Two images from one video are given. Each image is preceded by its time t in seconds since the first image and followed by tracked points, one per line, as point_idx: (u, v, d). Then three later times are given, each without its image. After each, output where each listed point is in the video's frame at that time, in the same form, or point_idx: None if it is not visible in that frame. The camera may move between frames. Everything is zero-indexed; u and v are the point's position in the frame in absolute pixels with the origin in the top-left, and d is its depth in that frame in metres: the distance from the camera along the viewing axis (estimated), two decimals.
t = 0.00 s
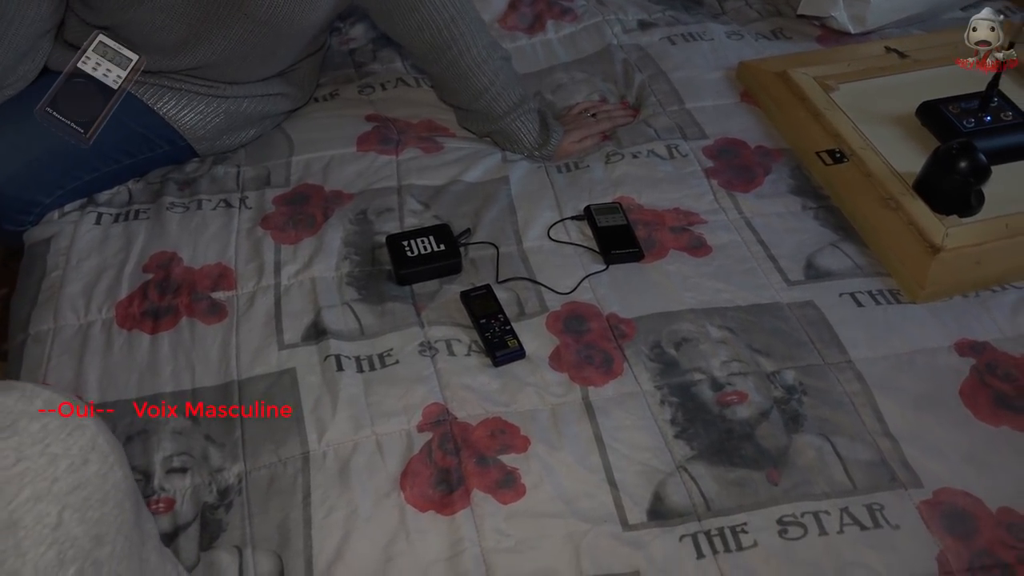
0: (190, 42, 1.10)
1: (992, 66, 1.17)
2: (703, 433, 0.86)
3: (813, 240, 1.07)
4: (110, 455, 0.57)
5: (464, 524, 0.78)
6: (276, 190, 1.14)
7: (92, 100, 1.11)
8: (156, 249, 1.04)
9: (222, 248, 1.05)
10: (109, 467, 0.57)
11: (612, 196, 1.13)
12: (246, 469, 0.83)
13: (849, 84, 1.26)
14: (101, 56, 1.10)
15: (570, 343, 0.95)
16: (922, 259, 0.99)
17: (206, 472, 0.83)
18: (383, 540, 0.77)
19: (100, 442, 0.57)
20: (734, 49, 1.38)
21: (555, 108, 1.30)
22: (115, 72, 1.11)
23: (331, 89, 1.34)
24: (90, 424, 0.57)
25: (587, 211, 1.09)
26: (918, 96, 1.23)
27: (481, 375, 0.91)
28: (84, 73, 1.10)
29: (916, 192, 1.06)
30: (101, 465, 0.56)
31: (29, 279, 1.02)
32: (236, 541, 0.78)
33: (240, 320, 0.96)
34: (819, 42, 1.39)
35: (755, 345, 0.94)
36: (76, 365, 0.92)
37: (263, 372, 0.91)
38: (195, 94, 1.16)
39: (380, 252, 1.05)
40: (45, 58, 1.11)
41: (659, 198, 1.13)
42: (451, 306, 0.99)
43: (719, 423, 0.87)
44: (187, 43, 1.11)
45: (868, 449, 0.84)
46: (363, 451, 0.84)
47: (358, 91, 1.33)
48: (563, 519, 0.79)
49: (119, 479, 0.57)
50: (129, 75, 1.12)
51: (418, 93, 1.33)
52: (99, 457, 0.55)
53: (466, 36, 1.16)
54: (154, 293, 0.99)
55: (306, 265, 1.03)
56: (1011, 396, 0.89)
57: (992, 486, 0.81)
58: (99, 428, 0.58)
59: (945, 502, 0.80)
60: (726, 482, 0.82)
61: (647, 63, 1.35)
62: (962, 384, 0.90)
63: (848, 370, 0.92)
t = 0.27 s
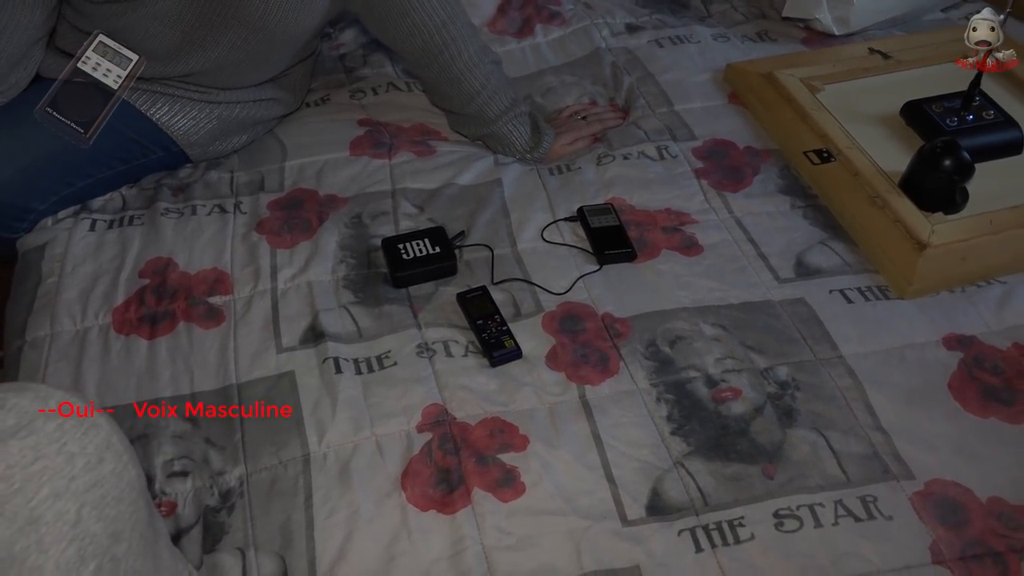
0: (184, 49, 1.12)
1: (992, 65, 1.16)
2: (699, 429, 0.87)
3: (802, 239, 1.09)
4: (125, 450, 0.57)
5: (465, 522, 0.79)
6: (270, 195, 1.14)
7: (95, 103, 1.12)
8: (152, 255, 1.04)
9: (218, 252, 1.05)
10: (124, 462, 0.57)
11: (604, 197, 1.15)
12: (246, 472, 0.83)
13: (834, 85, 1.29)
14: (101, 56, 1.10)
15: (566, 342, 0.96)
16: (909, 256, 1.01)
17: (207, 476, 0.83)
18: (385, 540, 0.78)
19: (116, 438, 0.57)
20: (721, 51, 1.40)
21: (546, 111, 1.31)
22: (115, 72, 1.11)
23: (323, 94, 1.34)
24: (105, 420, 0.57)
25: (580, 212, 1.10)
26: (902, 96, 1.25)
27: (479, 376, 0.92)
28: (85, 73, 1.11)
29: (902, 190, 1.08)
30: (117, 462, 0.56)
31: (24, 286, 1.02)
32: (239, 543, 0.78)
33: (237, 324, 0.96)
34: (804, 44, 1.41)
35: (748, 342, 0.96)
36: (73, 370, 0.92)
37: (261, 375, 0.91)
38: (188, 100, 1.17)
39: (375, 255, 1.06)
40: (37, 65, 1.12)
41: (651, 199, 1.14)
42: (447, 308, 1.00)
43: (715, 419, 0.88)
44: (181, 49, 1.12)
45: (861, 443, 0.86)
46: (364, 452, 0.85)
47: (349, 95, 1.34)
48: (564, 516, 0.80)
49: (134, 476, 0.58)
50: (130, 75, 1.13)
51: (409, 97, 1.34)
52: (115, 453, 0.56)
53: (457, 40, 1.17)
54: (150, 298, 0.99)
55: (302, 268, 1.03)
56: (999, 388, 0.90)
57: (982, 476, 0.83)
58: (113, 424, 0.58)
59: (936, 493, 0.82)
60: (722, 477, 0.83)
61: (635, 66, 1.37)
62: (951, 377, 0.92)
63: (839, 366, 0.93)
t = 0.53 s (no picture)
0: (172, 53, 1.11)
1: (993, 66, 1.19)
2: (693, 425, 0.88)
3: (791, 235, 1.10)
4: (124, 450, 0.57)
5: (462, 521, 0.80)
6: (260, 199, 1.14)
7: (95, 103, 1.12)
8: (143, 260, 1.04)
9: (209, 256, 1.05)
10: (124, 462, 0.57)
11: (594, 197, 1.15)
12: (242, 475, 0.83)
13: (819, 84, 1.30)
14: (101, 56, 1.10)
15: (559, 341, 0.96)
16: (896, 251, 1.02)
17: (202, 479, 0.83)
18: (382, 540, 0.78)
19: (115, 438, 0.57)
20: (707, 51, 1.41)
21: (534, 112, 1.32)
22: (115, 72, 1.11)
23: (311, 98, 1.34)
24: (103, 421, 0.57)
25: (570, 212, 1.11)
26: (886, 94, 1.27)
27: (473, 375, 0.92)
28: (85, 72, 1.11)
29: (888, 186, 1.10)
30: (116, 462, 0.56)
31: (14, 292, 1.01)
32: (235, 545, 0.78)
33: (230, 328, 0.96)
34: (789, 43, 1.42)
35: (739, 338, 0.97)
36: (66, 376, 0.92)
37: (255, 378, 0.91)
38: (177, 105, 1.16)
39: (367, 257, 1.06)
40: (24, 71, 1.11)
41: (640, 198, 1.15)
42: (440, 308, 1.00)
43: (708, 415, 0.89)
44: (169, 54, 1.12)
45: (852, 436, 0.87)
46: (359, 453, 0.85)
47: (338, 98, 1.34)
48: (560, 513, 0.81)
49: (134, 476, 0.58)
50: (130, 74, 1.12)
51: (398, 100, 1.34)
52: (114, 454, 0.56)
53: (446, 42, 1.17)
54: (142, 303, 0.99)
55: (294, 271, 1.03)
56: (987, 380, 0.92)
57: (972, 466, 0.84)
58: (111, 425, 0.58)
59: (927, 484, 0.83)
60: (716, 472, 0.84)
61: (622, 66, 1.38)
62: (940, 370, 0.93)
63: (829, 360, 0.94)
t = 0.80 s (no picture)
0: (163, 56, 1.11)
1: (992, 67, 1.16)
2: (686, 424, 0.88)
3: (782, 235, 1.11)
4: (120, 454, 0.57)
5: (457, 522, 0.80)
6: (253, 201, 1.14)
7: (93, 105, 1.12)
8: (135, 263, 1.04)
9: (202, 259, 1.05)
10: (119, 466, 0.58)
11: (586, 198, 1.16)
12: (237, 478, 0.83)
13: (809, 85, 1.31)
14: (101, 56, 1.10)
15: (553, 342, 0.96)
16: (886, 250, 1.03)
17: (197, 482, 0.83)
18: (378, 541, 0.78)
19: (110, 442, 0.57)
20: (697, 52, 1.41)
21: (525, 113, 1.32)
22: (115, 72, 1.10)
23: (303, 100, 1.34)
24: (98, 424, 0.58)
25: (562, 213, 1.11)
26: (874, 94, 1.28)
27: (467, 376, 0.92)
28: (84, 72, 1.10)
29: (878, 187, 1.11)
30: (112, 465, 0.56)
31: (5, 296, 1.01)
32: (231, 549, 0.78)
33: (223, 331, 0.96)
34: (778, 44, 1.43)
35: (731, 338, 0.97)
36: (58, 380, 0.91)
37: (249, 381, 0.91)
38: (168, 108, 1.16)
39: (360, 259, 1.06)
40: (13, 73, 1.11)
41: (632, 199, 1.16)
42: (434, 310, 1.00)
43: (701, 414, 0.89)
44: (160, 57, 1.11)
45: (844, 434, 0.88)
46: (354, 455, 0.85)
47: (329, 100, 1.34)
48: (555, 513, 0.81)
49: (129, 480, 0.58)
50: (131, 74, 1.12)
51: (389, 102, 1.34)
52: (110, 457, 0.56)
53: (438, 45, 1.18)
54: (134, 306, 0.99)
55: (287, 273, 1.03)
56: (976, 378, 0.93)
57: (962, 463, 0.85)
58: (107, 428, 0.58)
59: (919, 482, 0.83)
60: (710, 471, 0.84)
61: (613, 67, 1.38)
62: (930, 368, 0.94)
63: (821, 359, 0.95)
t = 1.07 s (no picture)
0: (158, 56, 1.10)
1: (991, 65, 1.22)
2: (683, 424, 0.89)
3: (777, 236, 1.11)
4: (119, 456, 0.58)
5: (455, 523, 0.80)
6: (248, 202, 1.14)
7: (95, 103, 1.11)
8: (130, 263, 1.03)
9: (197, 259, 1.04)
10: (118, 468, 0.58)
11: (582, 198, 1.16)
12: (234, 479, 0.83)
13: (803, 86, 1.32)
14: (101, 56, 1.09)
15: (550, 342, 0.97)
16: (881, 251, 1.04)
17: (193, 484, 0.82)
18: (376, 543, 0.78)
19: (109, 444, 0.58)
20: (691, 53, 1.42)
21: (521, 114, 1.32)
22: (115, 72, 1.10)
23: (297, 100, 1.34)
24: (95, 426, 0.58)
25: (558, 214, 1.12)
26: (868, 96, 1.29)
27: (464, 377, 0.92)
28: (85, 72, 1.10)
29: (872, 188, 1.11)
30: (111, 467, 0.56)
31: None
32: (228, 550, 0.78)
33: (219, 332, 0.96)
34: (772, 45, 1.44)
35: (728, 338, 0.98)
36: (53, 381, 0.91)
37: (245, 382, 0.91)
38: (163, 107, 1.16)
39: (356, 260, 1.06)
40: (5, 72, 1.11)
41: (628, 199, 1.16)
42: (430, 311, 1.00)
43: (698, 414, 0.90)
44: (155, 56, 1.11)
45: (841, 434, 0.88)
46: (351, 456, 0.84)
47: (324, 101, 1.34)
48: (553, 514, 0.81)
49: (129, 482, 0.58)
50: (130, 75, 1.11)
51: (384, 102, 1.34)
52: (109, 459, 0.56)
53: (434, 45, 1.18)
54: (129, 307, 0.98)
55: (283, 274, 1.03)
56: (971, 378, 0.93)
57: (958, 463, 0.85)
58: (105, 429, 0.59)
59: (915, 481, 0.84)
60: (707, 471, 0.85)
61: (608, 68, 1.39)
62: (925, 368, 0.94)
63: (817, 359, 0.95)
